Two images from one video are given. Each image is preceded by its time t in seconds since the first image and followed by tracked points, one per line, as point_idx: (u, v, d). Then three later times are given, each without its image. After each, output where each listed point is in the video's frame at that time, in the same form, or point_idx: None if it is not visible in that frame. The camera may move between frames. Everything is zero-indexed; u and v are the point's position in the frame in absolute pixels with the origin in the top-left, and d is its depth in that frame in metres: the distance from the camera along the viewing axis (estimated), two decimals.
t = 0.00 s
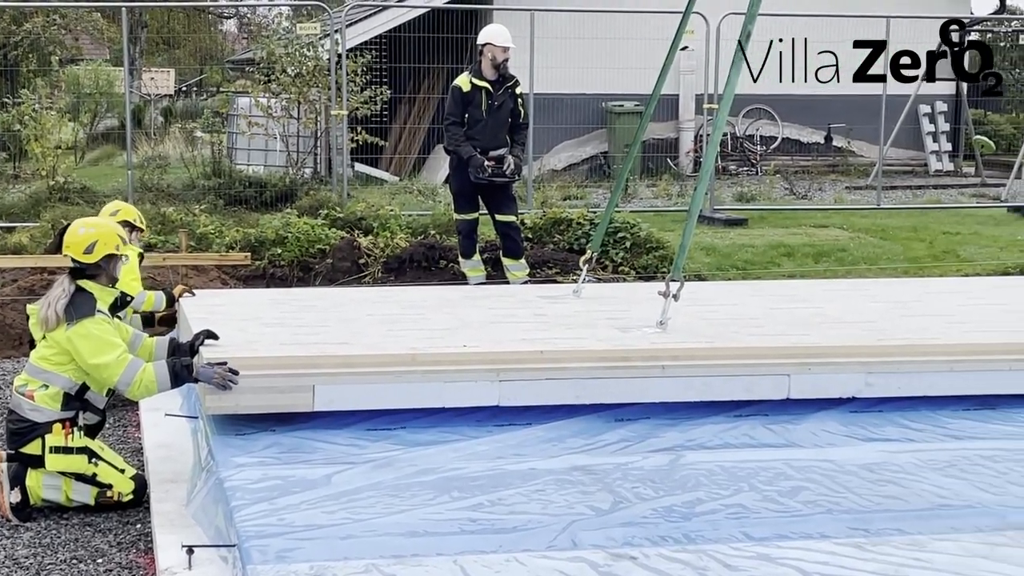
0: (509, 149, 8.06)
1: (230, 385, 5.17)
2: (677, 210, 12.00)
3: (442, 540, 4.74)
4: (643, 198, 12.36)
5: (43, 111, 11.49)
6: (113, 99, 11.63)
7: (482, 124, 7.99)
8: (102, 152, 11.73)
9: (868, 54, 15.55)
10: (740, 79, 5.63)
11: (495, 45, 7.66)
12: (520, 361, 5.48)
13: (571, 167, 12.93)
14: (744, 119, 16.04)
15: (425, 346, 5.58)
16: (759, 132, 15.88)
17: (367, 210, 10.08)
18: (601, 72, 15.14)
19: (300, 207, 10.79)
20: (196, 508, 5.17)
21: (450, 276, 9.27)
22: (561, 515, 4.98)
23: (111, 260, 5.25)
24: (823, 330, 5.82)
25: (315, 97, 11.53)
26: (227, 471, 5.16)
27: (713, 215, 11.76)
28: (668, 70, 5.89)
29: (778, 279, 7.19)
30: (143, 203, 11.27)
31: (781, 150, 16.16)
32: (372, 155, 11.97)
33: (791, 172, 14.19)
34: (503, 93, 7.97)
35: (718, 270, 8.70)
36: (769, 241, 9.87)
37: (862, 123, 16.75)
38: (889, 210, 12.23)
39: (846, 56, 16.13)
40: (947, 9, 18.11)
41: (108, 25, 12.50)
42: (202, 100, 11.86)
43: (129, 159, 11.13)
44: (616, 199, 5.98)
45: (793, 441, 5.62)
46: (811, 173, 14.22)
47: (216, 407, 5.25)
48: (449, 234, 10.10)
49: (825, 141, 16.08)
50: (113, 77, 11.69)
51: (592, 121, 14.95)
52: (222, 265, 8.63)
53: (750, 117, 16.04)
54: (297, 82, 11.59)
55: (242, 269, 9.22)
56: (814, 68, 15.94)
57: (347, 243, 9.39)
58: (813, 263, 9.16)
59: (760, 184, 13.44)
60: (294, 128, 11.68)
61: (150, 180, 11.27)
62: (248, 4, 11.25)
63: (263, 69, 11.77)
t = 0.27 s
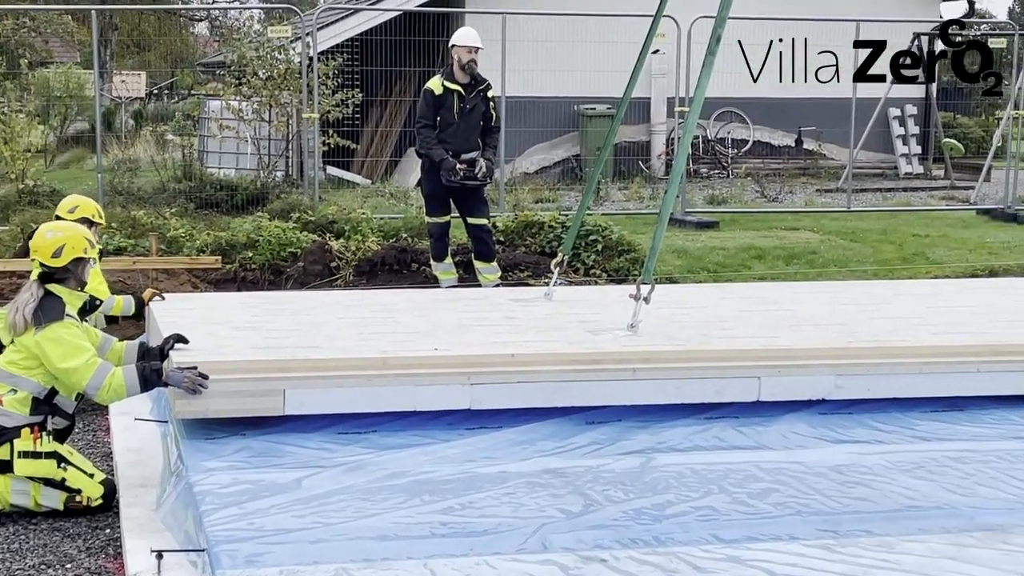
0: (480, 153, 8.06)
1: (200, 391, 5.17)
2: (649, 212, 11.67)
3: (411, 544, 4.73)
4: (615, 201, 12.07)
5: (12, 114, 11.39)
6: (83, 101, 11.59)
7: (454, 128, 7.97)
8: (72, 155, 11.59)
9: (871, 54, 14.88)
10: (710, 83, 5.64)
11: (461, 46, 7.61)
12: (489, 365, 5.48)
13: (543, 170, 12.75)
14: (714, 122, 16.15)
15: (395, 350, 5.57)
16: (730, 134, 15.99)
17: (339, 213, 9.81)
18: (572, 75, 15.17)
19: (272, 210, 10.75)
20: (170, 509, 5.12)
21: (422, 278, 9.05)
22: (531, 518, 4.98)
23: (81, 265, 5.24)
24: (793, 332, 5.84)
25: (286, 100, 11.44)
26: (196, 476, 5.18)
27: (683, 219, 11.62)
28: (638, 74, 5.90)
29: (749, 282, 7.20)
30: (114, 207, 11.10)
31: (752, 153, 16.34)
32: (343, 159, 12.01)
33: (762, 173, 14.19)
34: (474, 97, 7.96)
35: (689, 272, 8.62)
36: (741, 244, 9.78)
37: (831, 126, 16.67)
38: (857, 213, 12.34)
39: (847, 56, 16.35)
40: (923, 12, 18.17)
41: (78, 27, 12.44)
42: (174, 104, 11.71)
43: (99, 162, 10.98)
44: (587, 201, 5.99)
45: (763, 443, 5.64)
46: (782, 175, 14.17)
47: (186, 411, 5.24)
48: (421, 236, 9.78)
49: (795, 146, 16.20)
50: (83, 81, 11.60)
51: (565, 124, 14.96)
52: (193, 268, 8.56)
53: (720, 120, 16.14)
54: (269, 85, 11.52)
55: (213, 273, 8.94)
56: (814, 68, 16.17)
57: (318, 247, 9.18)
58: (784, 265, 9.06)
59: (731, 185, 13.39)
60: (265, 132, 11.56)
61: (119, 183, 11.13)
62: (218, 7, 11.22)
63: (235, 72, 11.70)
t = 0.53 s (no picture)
0: (450, 156, 8.03)
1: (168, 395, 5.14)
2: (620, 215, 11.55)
3: (380, 548, 4.72)
4: (585, 205, 11.88)
5: None
6: (51, 104, 11.36)
7: (424, 131, 7.94)
8: (41, 158, 11.31)
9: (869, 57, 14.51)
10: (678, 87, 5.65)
11: (430, 50, 7.56)
12: (459, 368, 5.48)
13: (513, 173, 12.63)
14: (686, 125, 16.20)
15: (365, 354, 5.57)
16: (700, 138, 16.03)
17: (309, 215, 9.59)
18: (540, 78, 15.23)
19: (241, 213, 10.47)
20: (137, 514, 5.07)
21: (393, 281, 8.92)
22: (500, 521, 4.98)
23: (47, 268, 5.22)
24: (761, 335, 5.87)
25: (256, 103, 11.38)
26: (164, 481, 5.16)
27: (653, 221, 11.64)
28: (607, 77, 5.91)
29: (718, 285, 7.21)
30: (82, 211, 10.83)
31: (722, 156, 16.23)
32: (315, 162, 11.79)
33: (732, 177, 14.29)
34: (445, 100, 7.93)
35: (659, 275, 8.62)
36: (712, 247, 9.76)
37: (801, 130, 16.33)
38: (827, 215, 12.30)
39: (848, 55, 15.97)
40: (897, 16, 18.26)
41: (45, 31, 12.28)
42: (142, 106, 11.70)
43: (66, 165, 10.77)
44: (557, 205, 6.03)
45: (732, 445, 5.65)
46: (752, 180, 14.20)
47: (153, 415, 5.22)
48: (392, 240, 9.61)
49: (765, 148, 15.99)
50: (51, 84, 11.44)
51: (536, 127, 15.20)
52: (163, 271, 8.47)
53: (693, 123, 16.21)
54: (238, 87, 11.40)
55: (182, 276, 8.82)
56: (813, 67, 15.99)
57: (288, 250, 9.01)
58: (754, 268, 9.05)
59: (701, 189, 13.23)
60: (235, 135, 11.53)
61: (88, 188, 10.84)
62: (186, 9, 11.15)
63: (204, 74, 11.65)
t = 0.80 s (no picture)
0: (420, 159, 8.02)
1: (135, 401, 5.11)
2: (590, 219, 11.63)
3: (348, 552, 4.70)
4: (556, 208, 11.99)
5: None
6: (18, 108, 11.20)
7: (393, 134, 7.93)
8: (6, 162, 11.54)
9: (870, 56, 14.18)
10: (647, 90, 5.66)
11: (400, 54, 7.57)
12: (428, 372, 5.47)
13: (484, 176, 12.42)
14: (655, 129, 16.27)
15: (333, 357, 5.56)
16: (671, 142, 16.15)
17: (278, 219, 9.54)
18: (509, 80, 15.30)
19: (209, 216, 10.41)
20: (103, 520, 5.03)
21: (363, 285, 8.80)
22: (469, 525, 4.97)
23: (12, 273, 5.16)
24: (730, 338, 5.88)
25: (225, 106, 11.28)
26: (131, 486, 5.13)
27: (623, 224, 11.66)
28: (577, 81, 5.92)
29: (687, 289, 7.23)
30: (48, 214, 10.78)
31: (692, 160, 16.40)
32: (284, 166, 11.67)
33: (701, 181, 13.92)
34: (415, 103, 7.92)
35: (628, 278, 8.63)
36: (682, 250, 9.77)
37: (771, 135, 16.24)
38: (795, 219, 12.36)
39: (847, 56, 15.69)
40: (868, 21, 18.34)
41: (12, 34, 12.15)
42: (110, 109, 11.66)
43: (34, 168, 10.73)
44: (526, 208, 6.03)
45: (700, 448, 5.67)
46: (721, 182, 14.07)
47: (120, 420, 5.19)
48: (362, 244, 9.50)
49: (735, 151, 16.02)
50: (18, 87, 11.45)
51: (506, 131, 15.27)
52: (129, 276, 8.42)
53: (662, 127, 16.19)
54: (206, 91, 11.40)
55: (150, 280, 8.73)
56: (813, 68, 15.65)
57: (257, 254, 8.84)
58: (723, 270, 9.06)
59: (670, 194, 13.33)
60: (203, 138, 11.34)
61: (54, 190, 10.83)
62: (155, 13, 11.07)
63: (171, 77, 11.62)
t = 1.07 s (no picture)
0: (390, 162, 7.99)
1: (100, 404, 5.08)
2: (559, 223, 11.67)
3: (317, 556, 4.67)
4: (526, 212, 11.98)
5: None
6: None
7: (363, 137, 7.90)
8: None
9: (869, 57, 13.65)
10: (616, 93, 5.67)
11: (369, 57, 7.57)
12: (397, 376, 5.45)
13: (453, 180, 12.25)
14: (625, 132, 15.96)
15: (302, 361, 5.54)
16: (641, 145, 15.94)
17: (246, 223, 9.43)
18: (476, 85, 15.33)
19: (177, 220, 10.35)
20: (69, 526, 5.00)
21: (332, 289, 8.70)
22: (438, 529, 4.95)
23: None
24: (699, 341, 5.90)
25: (193, 110, 11.23)
26: (98, 492, 5.09)
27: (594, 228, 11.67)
28: (547, 84, 5.93)
29: (656, 292, 7.24)
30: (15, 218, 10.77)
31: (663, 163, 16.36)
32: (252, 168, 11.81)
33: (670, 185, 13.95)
34: (384, 106, 7.91)
35: (598, 281, 8.63)
36: (651, 254, 9.79)
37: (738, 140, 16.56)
38: (764, 222, 12.41)
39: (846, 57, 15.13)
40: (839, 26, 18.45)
41: None
42: (77, 113, 11.16)
43: None
44: (497, 211, 6.04)
45: (670, 451, 5.68)
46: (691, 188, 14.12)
47: (86, 425, 5.15)
48: (332, 248, 9.42)
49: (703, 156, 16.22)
50: None
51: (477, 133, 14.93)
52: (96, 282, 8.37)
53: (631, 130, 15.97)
54: (174, 94, 11.26)
55: (117, 284, 8.62)
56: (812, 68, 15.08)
57: (226, 257, 8.77)
58: (693, 274, 9.08)
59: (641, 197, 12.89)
60: (172, 142, 11.36)
61: (22, 195, 10.75)
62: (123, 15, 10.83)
63: (139, 80, 11.45)
